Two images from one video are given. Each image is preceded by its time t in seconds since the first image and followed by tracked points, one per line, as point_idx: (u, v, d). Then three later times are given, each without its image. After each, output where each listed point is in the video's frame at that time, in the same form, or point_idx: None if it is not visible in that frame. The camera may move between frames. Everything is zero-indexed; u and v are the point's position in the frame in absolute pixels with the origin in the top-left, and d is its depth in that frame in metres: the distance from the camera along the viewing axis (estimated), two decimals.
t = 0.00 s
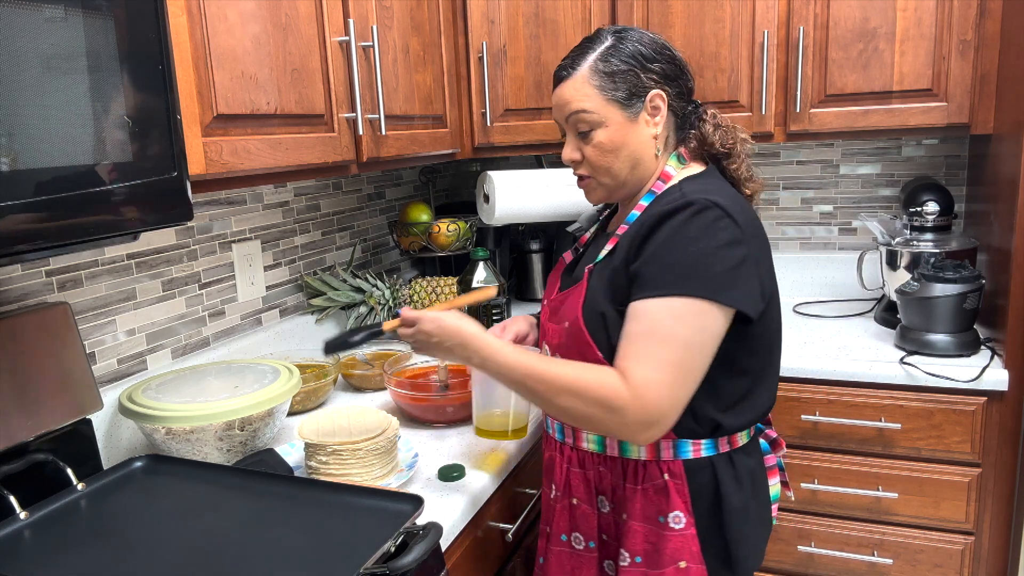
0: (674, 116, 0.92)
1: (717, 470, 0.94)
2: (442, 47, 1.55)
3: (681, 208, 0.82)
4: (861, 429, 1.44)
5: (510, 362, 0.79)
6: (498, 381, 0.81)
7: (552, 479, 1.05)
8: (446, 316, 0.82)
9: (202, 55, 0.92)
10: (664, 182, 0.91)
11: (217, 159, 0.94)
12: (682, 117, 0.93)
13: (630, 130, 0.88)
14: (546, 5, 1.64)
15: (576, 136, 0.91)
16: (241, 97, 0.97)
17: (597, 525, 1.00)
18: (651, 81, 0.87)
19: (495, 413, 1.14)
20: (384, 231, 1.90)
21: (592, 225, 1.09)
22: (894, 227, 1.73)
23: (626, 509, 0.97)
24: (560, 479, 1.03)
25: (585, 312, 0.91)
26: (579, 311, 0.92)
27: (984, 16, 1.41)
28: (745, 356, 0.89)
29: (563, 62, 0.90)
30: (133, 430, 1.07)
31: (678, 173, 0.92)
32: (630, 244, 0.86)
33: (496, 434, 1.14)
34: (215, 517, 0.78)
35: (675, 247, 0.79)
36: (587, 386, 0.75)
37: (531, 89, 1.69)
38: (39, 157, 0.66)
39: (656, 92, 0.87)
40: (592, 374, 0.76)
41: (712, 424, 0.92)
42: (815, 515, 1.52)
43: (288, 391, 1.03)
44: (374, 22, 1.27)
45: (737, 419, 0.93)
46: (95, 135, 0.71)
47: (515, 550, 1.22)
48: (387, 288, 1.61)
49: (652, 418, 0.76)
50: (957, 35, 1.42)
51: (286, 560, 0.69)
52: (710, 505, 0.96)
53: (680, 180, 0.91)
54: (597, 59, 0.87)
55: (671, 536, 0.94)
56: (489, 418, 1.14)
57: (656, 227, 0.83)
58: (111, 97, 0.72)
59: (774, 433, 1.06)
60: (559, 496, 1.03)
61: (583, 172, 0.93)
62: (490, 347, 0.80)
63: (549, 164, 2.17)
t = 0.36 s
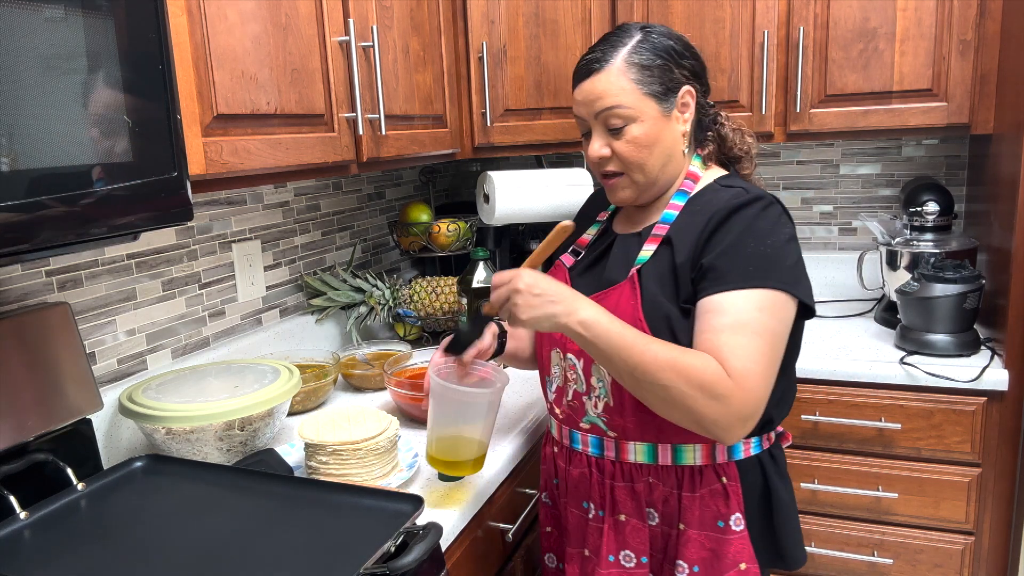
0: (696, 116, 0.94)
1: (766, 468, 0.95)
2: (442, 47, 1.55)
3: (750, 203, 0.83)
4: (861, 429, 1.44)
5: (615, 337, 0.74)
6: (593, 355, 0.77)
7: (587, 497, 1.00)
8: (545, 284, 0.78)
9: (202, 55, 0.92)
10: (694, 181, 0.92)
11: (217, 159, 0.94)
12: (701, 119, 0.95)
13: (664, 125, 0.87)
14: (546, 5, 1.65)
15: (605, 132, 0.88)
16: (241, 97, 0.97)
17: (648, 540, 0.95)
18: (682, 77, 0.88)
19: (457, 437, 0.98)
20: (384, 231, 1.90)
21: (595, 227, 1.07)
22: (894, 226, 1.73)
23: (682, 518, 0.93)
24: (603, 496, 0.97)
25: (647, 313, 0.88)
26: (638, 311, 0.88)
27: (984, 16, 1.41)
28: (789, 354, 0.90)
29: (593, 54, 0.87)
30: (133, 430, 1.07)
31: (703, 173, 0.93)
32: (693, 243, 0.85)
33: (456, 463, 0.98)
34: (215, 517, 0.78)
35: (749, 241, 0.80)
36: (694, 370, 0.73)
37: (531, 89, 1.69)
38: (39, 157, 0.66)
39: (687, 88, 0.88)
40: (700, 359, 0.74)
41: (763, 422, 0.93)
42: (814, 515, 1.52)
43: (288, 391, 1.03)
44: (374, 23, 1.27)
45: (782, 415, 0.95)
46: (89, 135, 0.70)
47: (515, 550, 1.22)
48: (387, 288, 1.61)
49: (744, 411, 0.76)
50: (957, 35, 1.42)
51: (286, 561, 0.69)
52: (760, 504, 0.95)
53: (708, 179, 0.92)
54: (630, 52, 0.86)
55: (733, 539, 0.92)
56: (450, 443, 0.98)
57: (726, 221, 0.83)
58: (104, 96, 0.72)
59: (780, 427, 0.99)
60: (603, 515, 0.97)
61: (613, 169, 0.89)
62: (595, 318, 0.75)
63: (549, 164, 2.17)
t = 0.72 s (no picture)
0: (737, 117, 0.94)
1: (793, 485, 0.94)
2: (443, 47, 1.55)
3: (797, 206, 0.83)
4: (861, 429, 1.44)
5: (624, 369, 0.75)
6: (607, 392, 0.77)
7: (606, 516, 0.98)
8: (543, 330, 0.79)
9: (202, 55, 0.92)
10: (730, 184, 0.91)
11: (217, 159, 0.94)
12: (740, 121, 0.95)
13: (716, 119, 0.86)
14: (546, 6, 1.66)
15: (654, 119, 0.86)
16: (241, 97, 0.97)
17: (671, 560, 0.93)
18: (737, 73, 0.88)
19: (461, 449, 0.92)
20: (384, 231, 1.90)
21: (616, 227, 1.06)
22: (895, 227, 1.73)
23: (709, 539, 0.91)
24: (624, 515, 0.95)
25: (684, 319, 0.86)
26: (673, 318, 0.87)
27: (984, 16, 1.41)
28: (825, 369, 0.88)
29: (652, 33, 0.85)
30: (133, 431, 1.07)
31: (739, 177, 0.93)
32: (735, 246, 0.84)
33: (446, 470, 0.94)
34: (216, 518, 0.78)
35: (795, 245, 0.79)
36: (712, 390, 0.72)
37: (531, 89, 1.69)
38: (39, 157, 0.66)
39: (739, 85, 0.88)
40: (717, 378, 0.73)
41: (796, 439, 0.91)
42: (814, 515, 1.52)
43: (289, 391, 1.03)
44: (374, 22, 1.27)
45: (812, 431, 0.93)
46: (57, 127, 0.68)
47: (514, 550, 1.22)
48: (387, 288, 1.60)
49: (777, 427, 0.73)
50: (957, 35, 1.42)
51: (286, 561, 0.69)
52: (784, 522, 0.95)
53: (744, 183, 0.92)
54: (690, 37, 0.84)
55: (761, 560, 0.90)
56: (450, 451, 0.92)
57: (770, 223, 0.82)
58: (57, 86, 0.67)
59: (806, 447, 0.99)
60: (624, 534, 0.95)
61: (656, 158, 0.87)
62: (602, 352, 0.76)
63: (549, 164, 2.17)
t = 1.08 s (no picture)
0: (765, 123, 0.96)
1: (816, 506, 0.92)
2: (443, 47, 1.55)
3: (821, 215, 0.81)
4: (861, 429, 1.44)
5: (624, 380, 0.74)
6: (609, 405, 0.76)
7: (617, 533, 0.98)
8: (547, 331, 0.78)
9: (202, 55, 0.92)
10: (755, 189, 0.91)
11: (217, 159, 0.94)
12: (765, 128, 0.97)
13: (764, 110, 0.87)
14: (546, 6, 1.66)
15: (706, 100, 0.85)
16: (241, 98, 0.97)
17: None
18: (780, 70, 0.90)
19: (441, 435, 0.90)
20: (384, 231, 1.90)
21: (637, 232, 1.07)
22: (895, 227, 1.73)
23: (725, 564, 0.89)
24: (636, 533, 0.95)
25: (701, 335, 0.86)
26: (689, 334, 0.86)
27: (984, 16, 1.41)
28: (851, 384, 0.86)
29: (710, 14, 0.86)
30: (133, 430, 1.07)
31: (766, 181, 0.93)
32: (755, 257, 0.83)
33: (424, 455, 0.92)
34: (217, 518, 0.78)
35: (817, 255, 0.77)
36: (715, 406, 0.71)
37: (531, 89, 1.69)
38: (39, 157, 0.66)
39: (780, 85, 0.90)
40: (721, 395, 0.72)
41: (819, 459, 0.89)
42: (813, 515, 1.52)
43: (289, 391, 1.03)
44: (374, 22, 1.27)
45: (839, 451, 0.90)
46: (24, 119, 0.64)
47: (515, 551, 1.22)
48: (387, 288, 1.60)
49: (782, 449, 0.72)
50: (957, 35, 1.42)
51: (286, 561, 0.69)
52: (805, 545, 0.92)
53: (770, 187, 0.92)
54: (745, 25, 0.86)
55: None
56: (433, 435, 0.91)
57: (792, 233, 0.81)
58: (15, 78, 0.63)
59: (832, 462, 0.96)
60: (635, 554, 0.95)
61: (706, 140, 0.86)
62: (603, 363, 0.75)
63: (549, 164, 2.17)
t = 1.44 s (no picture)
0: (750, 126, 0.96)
1: (805, 500, 0.94)
2: (443, 47, 1.55)
3: (817, 216, 0.83)
4: (862, 429, 1.44)
5: (616, 387, 0.72)
6: (598, 411, 0.74)
7: (613, 535, 0.97)
8: (539, 336, 0.73)
9: (202, 54, 0.92)
10: (745, 190, 0.91)
11: (217, 159, 0.94)
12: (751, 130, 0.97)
13: (756, 112, 0.88)
14: (546, 6, 1.66)
15: (700, 99, 0.85)
16: (241, 97, 0.97)
17: None
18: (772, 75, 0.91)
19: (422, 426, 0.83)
20: (384, 231, 1.90)
21: (620, 232, 1.06)
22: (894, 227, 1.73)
23: (724, 560, 0.90)
24: (634, 534, 0.94)
25: (700, 334, 0.86)
26: (689, 331, 0.86)
27: (984, 16, 1.41)
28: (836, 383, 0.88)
29: (706, 14, 0.86)
30: (133, 431, 1.07)
31: (754, 182, 0.94)
32: (754, 256, 0.83)
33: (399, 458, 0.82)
34: (217, 518, 0.78)
35: (813, 255, 0.79)
36: (709, 408, 0.71)
37: (531, 89, 1.69)
38: (39, 157, 0.65)
39: (772, 87, 0.91)
40: (714, 395, 0.72)
41: (808, 453, 0.91)
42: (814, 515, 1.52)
43: (289, 391, 1.03)
44: (374, 22, 1.27)
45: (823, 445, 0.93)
46: (22, 118, 0.64)
47: (515, 551, 1.23)
48: (387, 288, 1.60)
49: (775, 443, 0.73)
50: (957, 35, 1.42)
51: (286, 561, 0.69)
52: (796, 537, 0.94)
53: (759, 188, 0.92)
54: (741, 26, 0.86)
55: None
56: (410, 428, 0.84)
57: (789, 233, 0.82)
58: (17, 76, 0.63)
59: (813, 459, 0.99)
60: (634, 555, 0.94)
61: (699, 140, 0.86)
62: (593, 371, 0.73)
63: (549, 164, 2.17)
